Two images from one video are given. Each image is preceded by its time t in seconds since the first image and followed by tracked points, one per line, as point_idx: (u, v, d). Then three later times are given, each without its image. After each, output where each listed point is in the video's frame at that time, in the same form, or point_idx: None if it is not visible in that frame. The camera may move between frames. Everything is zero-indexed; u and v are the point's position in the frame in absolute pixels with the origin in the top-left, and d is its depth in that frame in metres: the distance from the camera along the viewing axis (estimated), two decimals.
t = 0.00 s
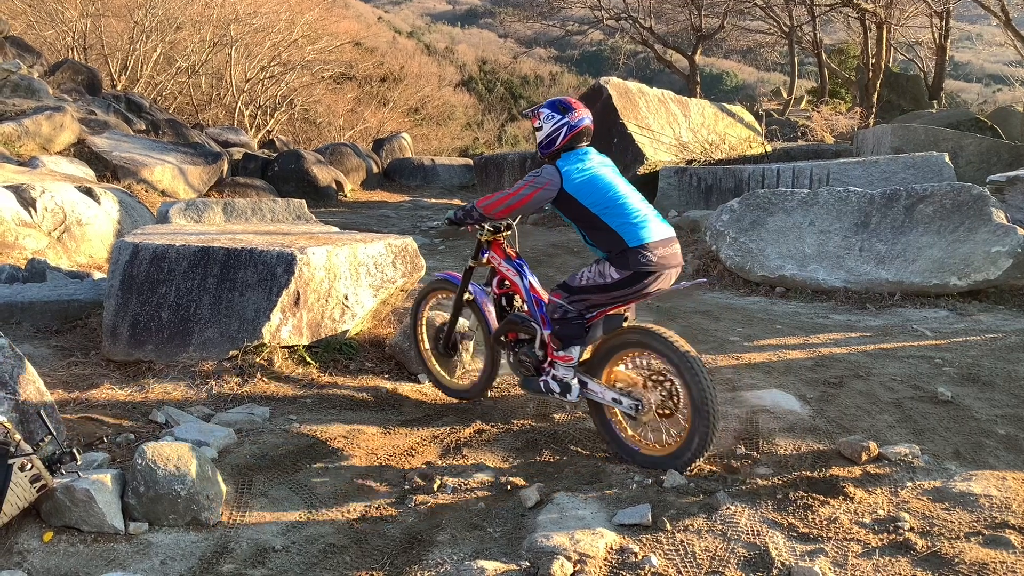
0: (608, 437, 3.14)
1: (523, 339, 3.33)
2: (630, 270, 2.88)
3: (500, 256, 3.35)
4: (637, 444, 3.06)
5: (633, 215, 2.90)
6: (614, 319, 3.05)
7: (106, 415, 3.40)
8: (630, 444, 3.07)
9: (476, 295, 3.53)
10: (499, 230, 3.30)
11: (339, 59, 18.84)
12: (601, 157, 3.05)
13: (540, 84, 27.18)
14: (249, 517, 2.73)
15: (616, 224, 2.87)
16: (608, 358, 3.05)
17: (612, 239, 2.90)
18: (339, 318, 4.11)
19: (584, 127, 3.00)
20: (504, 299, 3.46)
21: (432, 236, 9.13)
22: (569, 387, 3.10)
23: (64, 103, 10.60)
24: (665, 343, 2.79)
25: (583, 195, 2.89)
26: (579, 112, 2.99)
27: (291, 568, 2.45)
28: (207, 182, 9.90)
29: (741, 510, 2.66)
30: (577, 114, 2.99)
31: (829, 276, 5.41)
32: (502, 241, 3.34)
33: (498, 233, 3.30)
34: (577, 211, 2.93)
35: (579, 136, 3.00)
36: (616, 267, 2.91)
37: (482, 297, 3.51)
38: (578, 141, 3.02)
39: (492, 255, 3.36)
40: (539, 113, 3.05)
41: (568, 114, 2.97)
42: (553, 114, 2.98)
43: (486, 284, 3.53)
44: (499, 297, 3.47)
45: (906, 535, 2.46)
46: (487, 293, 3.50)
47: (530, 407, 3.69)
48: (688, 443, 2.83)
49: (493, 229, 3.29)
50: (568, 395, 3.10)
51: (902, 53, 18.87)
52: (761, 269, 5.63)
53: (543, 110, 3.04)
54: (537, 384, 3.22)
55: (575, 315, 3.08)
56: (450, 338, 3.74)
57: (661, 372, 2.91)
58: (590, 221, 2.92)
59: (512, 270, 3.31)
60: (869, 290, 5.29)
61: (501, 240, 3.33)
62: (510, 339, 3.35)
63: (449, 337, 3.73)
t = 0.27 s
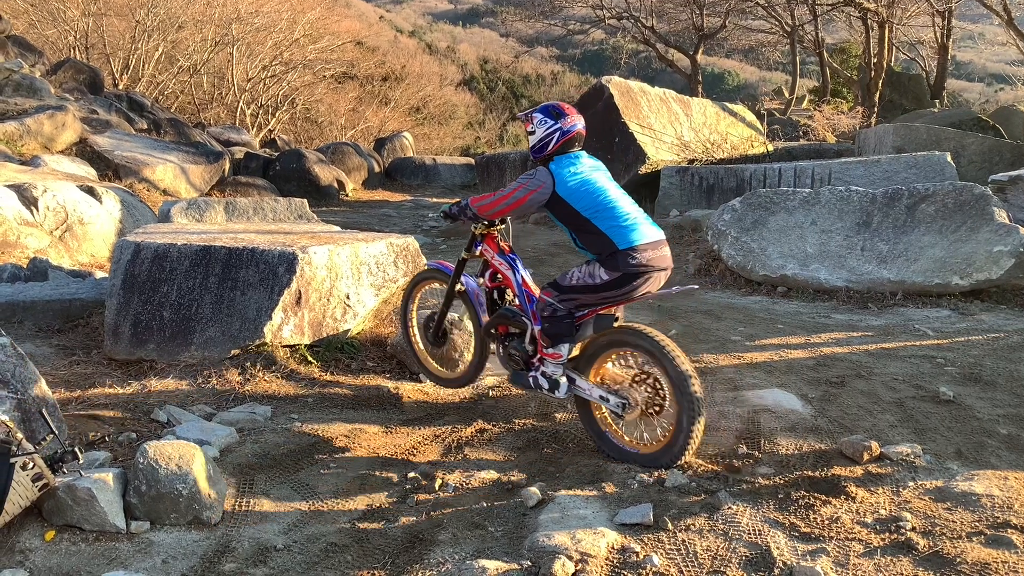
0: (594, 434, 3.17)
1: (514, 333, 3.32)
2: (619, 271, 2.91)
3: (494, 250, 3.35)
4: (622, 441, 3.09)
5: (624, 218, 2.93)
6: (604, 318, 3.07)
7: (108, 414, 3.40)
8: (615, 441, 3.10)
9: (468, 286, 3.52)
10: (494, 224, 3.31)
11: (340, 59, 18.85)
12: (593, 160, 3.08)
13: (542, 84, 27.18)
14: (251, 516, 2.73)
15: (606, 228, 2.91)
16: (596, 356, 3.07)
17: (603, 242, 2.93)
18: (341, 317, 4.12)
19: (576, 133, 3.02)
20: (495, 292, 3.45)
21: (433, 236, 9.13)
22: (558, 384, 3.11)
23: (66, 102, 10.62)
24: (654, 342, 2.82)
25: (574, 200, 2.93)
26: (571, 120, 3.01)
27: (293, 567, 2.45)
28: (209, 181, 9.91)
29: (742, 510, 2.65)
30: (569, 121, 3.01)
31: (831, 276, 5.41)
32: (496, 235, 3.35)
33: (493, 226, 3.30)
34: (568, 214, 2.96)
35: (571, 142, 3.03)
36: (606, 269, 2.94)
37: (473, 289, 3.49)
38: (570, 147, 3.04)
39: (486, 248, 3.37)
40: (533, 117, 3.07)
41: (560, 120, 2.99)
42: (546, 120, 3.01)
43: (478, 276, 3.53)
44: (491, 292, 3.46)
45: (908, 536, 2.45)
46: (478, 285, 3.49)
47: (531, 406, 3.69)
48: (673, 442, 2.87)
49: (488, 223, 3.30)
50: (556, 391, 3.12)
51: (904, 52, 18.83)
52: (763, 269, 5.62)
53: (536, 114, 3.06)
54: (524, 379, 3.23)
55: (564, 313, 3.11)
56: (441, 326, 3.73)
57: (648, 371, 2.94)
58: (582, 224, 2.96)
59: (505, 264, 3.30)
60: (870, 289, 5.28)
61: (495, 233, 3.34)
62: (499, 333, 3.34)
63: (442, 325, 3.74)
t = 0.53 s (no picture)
0: (579, 429, 3.23)
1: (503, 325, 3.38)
2: (607, 274, 2.94)
3: (487, 243, 3.44)
4: (607, 437, 3.15)
5: (613, 223, 2.95)
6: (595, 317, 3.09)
7: (109, 412, 3.40)
8: (600, 437, 3.16)
9: (460, 278, 3.63)
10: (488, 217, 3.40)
11: (341, 58, 18.85)
12: (584, 163, 3.09)
13: (543, 83, 27.19)
14: (253, 515, 2.72)
15: (596, 233, 2.93)
16: (584, 352, 3.12)
17: (591, 246, 2.95)
18: (342, 316, 4.13)
19: (567, 136, 3.04)
20: (487, 285, 3.54)
21: (434, 235, 9.12)
22: (545, 380, 3.13)
23: (67, 101, 10.62)
24: (642, 342, 2.86)
25: (565, 204, 2.93)
26: (563, 122, 3.02)
27: (294, 566, 2.45)
28: (210, 180, 9.91)
29: (743, 509, 2.66)
30: (560, 124, 3.02)
31: (832, 275, 5.41)
32: (490, 228, 3.43)
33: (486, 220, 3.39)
34: (559, 216, 2.97)
35: (562, 145, 3.04)
36: (593, 272, 2.97)
37: (465, 280, 3.61)
38: (562, 149, 3.06)
39: (479, 241, 3.46)
40: (523, 121, 3.08)
41: (551, 123, 3.00)
42: (537, 123, 3.01)
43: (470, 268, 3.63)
44: (483, 285, 3.55)
45: (909, 535, 2.45)
46: (469, 276, 3.61)
47: (533, 405, 3.69)
48: (656, 442, 2.93)
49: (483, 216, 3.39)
50: (543, 387, 3.14)
51: (906, 51, 18.80)
52: (764, 268, 5.62)
53: (527, 118, 3.07)
54: (512, 373, 3.26)
55: (549, 309, 3.15)
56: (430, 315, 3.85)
57: (636, 370, 2.98)
58: (571, 228, 2.97)
59: (496, 257, 3.38)
60: (872, 288, 5.28)
61: (489, 226, 3.42)
62: (489, 326, 3.42)
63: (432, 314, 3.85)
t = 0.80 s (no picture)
0: (563, 420, 3.29)
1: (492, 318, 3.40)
2: (591, 278, 2.98)
3: (479, 236, 3.46)
4: (590, 431, 3.22)
5: (600, 229, 3.00)
6: (582, 317, 3.07)
7: (111, 412, 3.40)
8: (583, 430, 3.23)
9: (450, 268, 3.64)
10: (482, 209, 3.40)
11: (343, 57, 18.85)
12: (575, 166, 3.12)
13: (545, 83, 27.19)
14: (254, 514, 2.72)
15: (583, 237, 2.97)
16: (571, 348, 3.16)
17: (577, 250, 2.99)
18: (344, 316, 4.13)
19: (557, 139, 3.08)
20: (478, 277, 3.58)
21: (436, 235, 9.12)
22: (531, 373, 3.19)
23: (69, 101, 10.62)
24: (629, 343, 2.90)
25: (555, 207, 2.97)
26: (553, 125, 3.06)
27: (295, 565, 2.46)
28: (212, 179, 9.92)
29: (745, 509, 2.66)
30: (550, 127, 3.06)
31: (834, 274, 5.40)
32: (482, 221, 3.45)
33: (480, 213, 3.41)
34: (548, 218, 3.00)
35: (552, 148, 3.08)
36: (579, 275, 3.01)
37: (455, 270, 3.62)
38: (552, 153, 3.10)
39: (471, 233, 3.48)
40: (514, 124, 3.11)
41: (542, 126, 3.04)
42: (528, 126, 3.05)
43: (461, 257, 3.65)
44: (473, 276, 3.57)
45: (911, 535, 2.45)
46: (460, 266, 3.62)
47: (534, 405, 3.69)
48: (638, 440, 2.99)
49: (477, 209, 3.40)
50: (530, 379, 3.20)
51: (908, 50, 18.79)
52: (766, 267, 5.61)
53: (518, 121, 3.11)
54: (500, 366, 3.30)
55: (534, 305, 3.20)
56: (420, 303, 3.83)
57: (622, 369, 3.03)
58: (559, 231, 3.00)
59: (489, 251, 3.41)
60: (874, 288, 5.28)
61: (481, 219, 3.43)
62: (478, 318, 3.42)
63: (421, 302, 3.81)
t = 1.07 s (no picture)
0: (546, 408, 3.35)
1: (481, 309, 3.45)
2: (575, 281, 3.02)
3: (471, 229, 3.51)
4: (570, 421, 3.28)
5: (587, 233, 3.02)
6: (570, 315, 3.11)
7: (113, 411, 3.41)
8: (564, 420, 3.29)
9: (441, 257, 3.66)
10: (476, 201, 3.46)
11: (345, 56, 18.85)
12: (567, 167, 3.13)
13: (547, 82, 27.20)
14: (255, 513, 2.72)
15: (570, 241, 2.99)
16: (558, 341, 3.20)
17: (563, 253, 3.01)
18: (346, 315, 4.14)
19: (547, 140, 3.10)
20: (468, 268, 3.63)
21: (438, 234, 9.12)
22: (518, 367, 3.23)
23: (71, 99, 10.62)
24: (616, 341, 2.94)
25: (545, 208, 2.98)
26: (543, 126, 3.08)
27: (297, 564, 2.46)
28: (214, 178, 9.92)
29: (747, 508, 2.66)
30: (541, 128, 3.08)
31: (836, 274, 5.39)
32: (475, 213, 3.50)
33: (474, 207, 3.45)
34: (537, 219, 3.02)
35: (542, 148, 3.10)
36: (564, 277, 3.04)
37: (446, 260, 3.64)
38: (542, 154, 3.11)
39: (463, 224, 3.53)
40: (505, 125, 3.13)
41: (532, 127, 3.06)
42: (518, 127, 3.07)
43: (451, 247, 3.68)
44: (464, 268, 3.64)
45: (913, 535, 2.45)
46: (451, 256, 3.65)
47: (535, 404, 3.69)
48: (619, 436, 3.06)
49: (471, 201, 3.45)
50: (517, 373, 3.24)
51: (910, 49, 18.74)
52: (768, 267, 5.60)
53: (508, 122, 3.13)
54: (487, 359, 3.34)
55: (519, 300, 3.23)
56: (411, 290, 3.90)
57: (608, 366, 3.07)
58: (547, 232, 3.02)
59: (481, 244, 3.48)
60: (876, 287, 5.27)
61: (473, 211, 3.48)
62: (467, 309, 3.47)
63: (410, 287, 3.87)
